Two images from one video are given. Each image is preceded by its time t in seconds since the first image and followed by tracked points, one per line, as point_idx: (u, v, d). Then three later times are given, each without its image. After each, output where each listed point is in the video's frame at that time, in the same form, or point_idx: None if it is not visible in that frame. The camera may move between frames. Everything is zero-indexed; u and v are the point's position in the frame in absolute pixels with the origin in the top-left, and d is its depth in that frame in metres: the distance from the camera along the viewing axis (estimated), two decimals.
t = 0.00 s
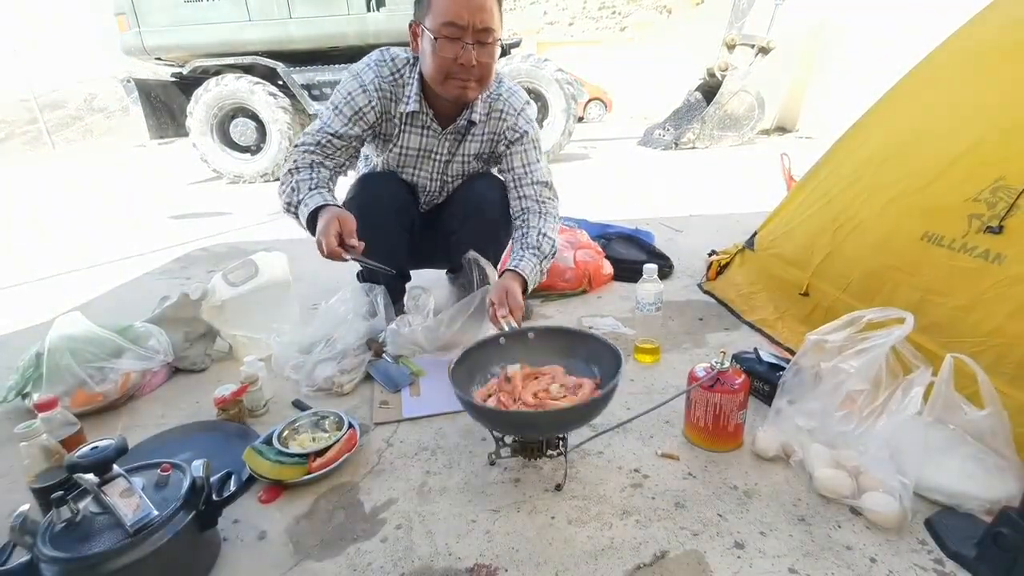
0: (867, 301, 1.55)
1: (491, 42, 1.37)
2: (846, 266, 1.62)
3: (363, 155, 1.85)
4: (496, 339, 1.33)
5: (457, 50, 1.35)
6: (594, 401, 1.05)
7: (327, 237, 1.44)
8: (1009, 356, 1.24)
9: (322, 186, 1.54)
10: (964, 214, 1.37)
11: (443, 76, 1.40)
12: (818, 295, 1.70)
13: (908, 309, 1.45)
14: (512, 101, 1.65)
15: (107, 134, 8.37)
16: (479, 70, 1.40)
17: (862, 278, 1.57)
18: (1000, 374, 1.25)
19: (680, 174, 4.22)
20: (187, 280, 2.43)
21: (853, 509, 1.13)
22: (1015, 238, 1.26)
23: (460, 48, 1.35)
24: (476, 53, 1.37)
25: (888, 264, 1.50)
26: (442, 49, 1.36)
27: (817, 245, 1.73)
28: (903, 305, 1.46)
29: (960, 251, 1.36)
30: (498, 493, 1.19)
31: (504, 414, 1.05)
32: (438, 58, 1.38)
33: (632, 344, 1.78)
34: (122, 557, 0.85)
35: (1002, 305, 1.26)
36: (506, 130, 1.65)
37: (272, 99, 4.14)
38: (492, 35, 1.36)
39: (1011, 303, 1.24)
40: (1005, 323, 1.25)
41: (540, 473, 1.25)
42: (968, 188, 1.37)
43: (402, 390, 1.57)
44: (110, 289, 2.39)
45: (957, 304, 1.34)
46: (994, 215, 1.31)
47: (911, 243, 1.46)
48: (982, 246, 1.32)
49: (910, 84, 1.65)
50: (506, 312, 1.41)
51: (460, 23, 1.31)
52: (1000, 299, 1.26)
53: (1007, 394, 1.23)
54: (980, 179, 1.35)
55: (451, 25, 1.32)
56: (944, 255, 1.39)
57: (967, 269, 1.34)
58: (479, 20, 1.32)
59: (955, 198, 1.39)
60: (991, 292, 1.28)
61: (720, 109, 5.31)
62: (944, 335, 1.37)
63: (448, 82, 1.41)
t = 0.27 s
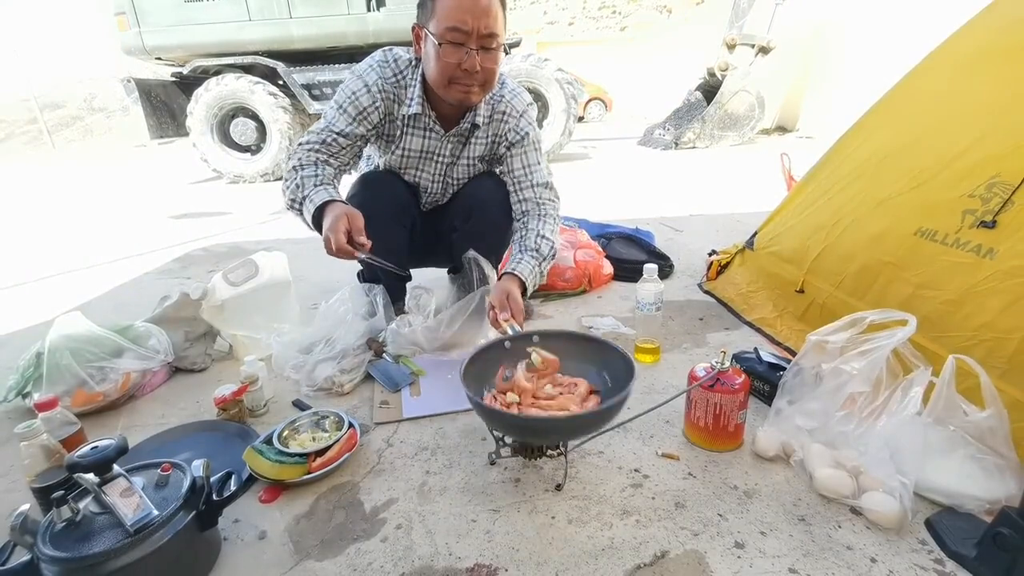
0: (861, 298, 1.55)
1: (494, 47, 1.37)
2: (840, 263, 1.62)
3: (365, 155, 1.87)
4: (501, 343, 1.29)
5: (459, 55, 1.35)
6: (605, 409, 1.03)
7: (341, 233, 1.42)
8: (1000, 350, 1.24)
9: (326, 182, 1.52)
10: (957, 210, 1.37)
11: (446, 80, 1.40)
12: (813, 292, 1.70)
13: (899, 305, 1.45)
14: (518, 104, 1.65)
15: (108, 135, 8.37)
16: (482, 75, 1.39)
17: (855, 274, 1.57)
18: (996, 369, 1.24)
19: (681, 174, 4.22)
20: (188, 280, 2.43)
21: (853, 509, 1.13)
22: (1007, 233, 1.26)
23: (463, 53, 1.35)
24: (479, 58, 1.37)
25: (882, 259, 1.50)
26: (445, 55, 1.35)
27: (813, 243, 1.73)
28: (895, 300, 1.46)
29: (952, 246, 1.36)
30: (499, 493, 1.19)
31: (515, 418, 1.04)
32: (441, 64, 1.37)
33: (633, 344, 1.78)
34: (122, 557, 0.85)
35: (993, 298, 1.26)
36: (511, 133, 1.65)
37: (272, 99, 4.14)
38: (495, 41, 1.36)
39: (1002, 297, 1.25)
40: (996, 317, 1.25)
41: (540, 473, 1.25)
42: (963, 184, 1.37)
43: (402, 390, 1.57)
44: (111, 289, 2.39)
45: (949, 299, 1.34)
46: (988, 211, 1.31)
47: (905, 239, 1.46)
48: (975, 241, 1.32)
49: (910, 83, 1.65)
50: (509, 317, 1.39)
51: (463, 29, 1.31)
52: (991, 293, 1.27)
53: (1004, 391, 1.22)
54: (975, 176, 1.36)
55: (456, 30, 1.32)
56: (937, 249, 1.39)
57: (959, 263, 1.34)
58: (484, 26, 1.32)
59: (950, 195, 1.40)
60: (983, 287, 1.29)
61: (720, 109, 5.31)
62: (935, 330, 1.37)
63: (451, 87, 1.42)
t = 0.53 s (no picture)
0: (861, 298, 1.55)
1: (483, 49, 1.37)
2: (840, 264, 1.62)
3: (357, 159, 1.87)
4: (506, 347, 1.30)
5: (448, 58, 1.35)
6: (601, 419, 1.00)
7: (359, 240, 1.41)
8: (996, 348, 1.24)
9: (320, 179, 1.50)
10: (957, 211, 1.37)
11: (436, 84, 1.41)
12: (813, 293, 1.70)
13: (899, 305, 1.45)
14: (508, 100, 1.64)
15: (107, 135, 8.37)
16: (471, 76, 1.39)
17: (855, 275, 1.57)
18: (993, 368, 1.24)
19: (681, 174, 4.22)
20: (188, 280, 2.43)
21: (853, 509, 1.13)
22: (1007, 233, 1.26)
23: (451, 56, 1.35)
24: (469, 61, 1.37)
25: (882, 259, 1.50)
26: (433, 60, 1.35)
27: (814, 243, 1.73)
28: (894, 300, 1.46)
29: (952, 247, 1.36)
30: (499, 493, 1.19)
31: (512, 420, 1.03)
32: (431, 67, 1.37)
33: (633, 344, 1.78)
34: (122, 557, 0.85)
35: (989, 298, 1.26)
36: (499, 129, 1.64)
37: (272, 99, 4.14)
38: (484, 42, 1.36)
39: (1000, 296, 1.25)
40: (992, 316, 1.25)
41: (540, 473, 1.25)
42: (964, 185, 1.37)
43: (402, 390, 1.57)
44: (111, 289, 2.39)
45: (947, 298, 1.34)
46: (988, 212, 1.31)
47: (904, 240, 1.46)
48: (974, 241, 1.32)
49: (912, 84, 1.65)
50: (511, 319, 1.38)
51: (451, 31, 1.31)
52: (989, 293, 1.27)
53: (1002, 390, 1.22)
54: (976, 177, 1.35)
55: (444, 33, 1.32)
56: (937, 250, 1.39)
57: (958, 263, 1.34)
58: (472, 26, 1.31)
59: (950, 196, 1.39)
60: (982, 286, 1.29)
61: (720, 109, 5.31)
62: (932, 329, 1.37)
63: (441, 91, 1.43)
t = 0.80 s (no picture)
0: (860, 298, 1.55)
1: (457, 29, 1.38)
2: (839, 263, 1.62)
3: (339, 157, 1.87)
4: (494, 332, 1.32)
5: (423, 40, 1.36)
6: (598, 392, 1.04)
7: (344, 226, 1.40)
8: (995, 347, 1.24)
9: (291, 164, 1.49)
10: (957, 210, 1.37)
11: (412, 66, 1.41)
12: (813, 293, 1.70)
13: (898, 304, 1.45)
14: (483, 78, 1.64)
15: (107, 135, 8.37)
16: (447, 56, 1.41)
17: (854, 274, 1.57)
18: (993, 367, 1.24)
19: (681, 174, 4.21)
20: (187, 280, 2.43)
21: (853, 509, 1.13)
22: (1007, 233, 1.26)
23: (426, 38, 1.35)
24: (444, 42, 1.38)
25: (881, 259, 1.50)
26: (408, 40, 1.36)
27: (813, 243, 1.72)
28: (893, 300, 1.46)
29: (951, 246, 1.36)
30: (499, 493, 1.19)
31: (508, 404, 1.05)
32: (405, 48, 1.38)
33: (633, 344, 1.78)
34: (122, 557, 0.85)
35: (988, 297, 1.26)
36: (474, 107, 1.63)
37: (272, 99, 4.15)
38: (458, 22, 1.37)
39: (999, 295, 1.25)
40: (992, 314, 1.25)
41: (540, 473, 1.25)
42: (963, 185, 1.37)
43: (403, 389, 1.57)
44: (110, 289, 2.39)
45: (947, 297, 1.34)
46: (987, 211, 1.31)
47: (903, 239, 1.46)
48: (974, 241, 1.32)
49: (911, 84, 1.65)
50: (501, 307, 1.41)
51: (426, 13, 1.31)
52: (989, 292, 1.27)
53: (1002, 389, 1.22)
54: (975, 177, 1.36)
55: (417, 13, 1.31)
56: (936, 249, 1.39)
57: (958, 262, 1.34)
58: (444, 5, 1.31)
59: (949, 195, 1.39)
60: (981, 285, 1.28)
61: (720, 109, 5.31)
62: (933, 329, 1.37)
63: (418, 74, 1.44)
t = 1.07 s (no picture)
0: (862, 299, 1.55)
1: (473, 45, 1.37)
2: (840, 264, 1.62)
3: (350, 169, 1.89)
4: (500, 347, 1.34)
5: (439, 55, 1.35)
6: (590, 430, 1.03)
7: (368, 221, 1.39)
8: (995, 348, 1.24)
9: (314, 167, 1.48)
10: (960, 212, 1.37)
11: (429, 81, 1.41)
12: (814, 293, 1.70)
13: (900, 305, 1.45)
14: (497, 91, 1.66)
15: (107, 135, 8.37)
16: (462, 73, 1.40)
17: (856, 276, 1.57)
18: (992, 367, 1.25)
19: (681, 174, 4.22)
20: (188, 280, 2.43)
21: (853, 509, 1.13)
22: (1011, 235, 1.26)
23: (442, 53, 1.35)
24: (459, 57, 1.37)
25: (883, 260, 1.50)
26: (425, 58, 1.36)
27: (813, 243, 1.72)
28: (895, 301, 1.46)
29: (954, 249, 1.36)
30: (499, 493, 1.19)
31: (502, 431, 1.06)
32: (422, 66, 1.38)
33: (632, 344, 1.78)
34: (122, 557, 0.85)
35: (992, 301, 1.26)
36: (492, 119, 1.65)
37: (272, 99, 4.15)
38: (473, 38, 1.37)
39: (1002, 298, 1.25)
40: (993, 317, 1.26)
41: (540, 473, 1.25)
42: (965, 187, 1.37)
43: (402, 389, 1.57)
44: (111, 289, 2.40)
45: (950, 298, 1.34)
46: (991, 214, 1.31)
47: (905, 241, 1.46)
48: (978, 244, 1.32)
49: (912, 83, 1.64)
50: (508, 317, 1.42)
51: (442, 29, 1.31)
52: (993, 295, 1.27)
53: (1001, 389, 1.23)
54: (978, 179, 1.35)
55: (434, 30, 1.32)
56: (939, 251, 1.39)
57: (962, 265, 1.34)
58: (461, 23, 1.31)
59: (952, 197, 1.39)
60: (986, 288, 1.28)
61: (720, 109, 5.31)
62: (934, 330, 1.37)
63: (433, 89, 1.43)
